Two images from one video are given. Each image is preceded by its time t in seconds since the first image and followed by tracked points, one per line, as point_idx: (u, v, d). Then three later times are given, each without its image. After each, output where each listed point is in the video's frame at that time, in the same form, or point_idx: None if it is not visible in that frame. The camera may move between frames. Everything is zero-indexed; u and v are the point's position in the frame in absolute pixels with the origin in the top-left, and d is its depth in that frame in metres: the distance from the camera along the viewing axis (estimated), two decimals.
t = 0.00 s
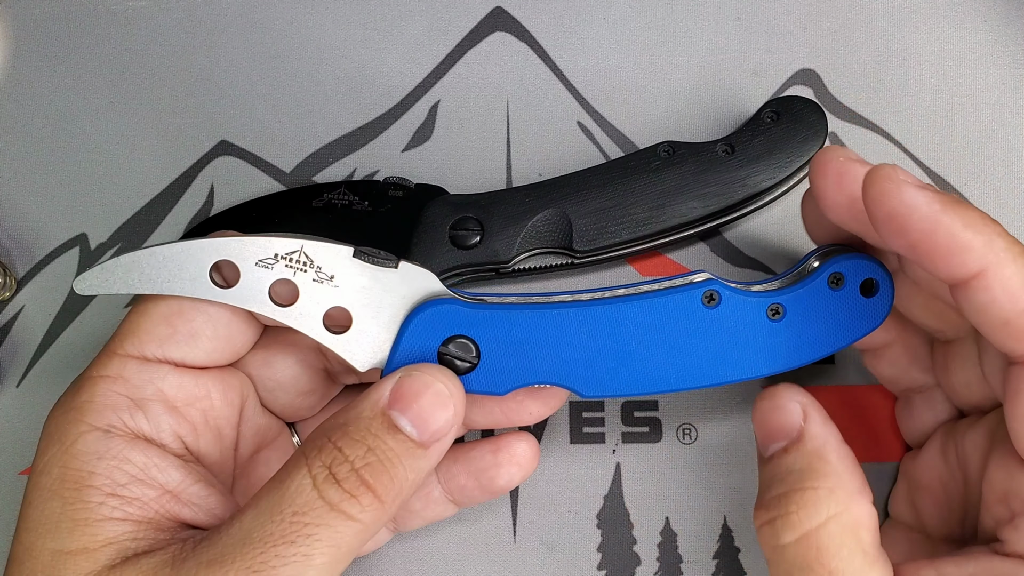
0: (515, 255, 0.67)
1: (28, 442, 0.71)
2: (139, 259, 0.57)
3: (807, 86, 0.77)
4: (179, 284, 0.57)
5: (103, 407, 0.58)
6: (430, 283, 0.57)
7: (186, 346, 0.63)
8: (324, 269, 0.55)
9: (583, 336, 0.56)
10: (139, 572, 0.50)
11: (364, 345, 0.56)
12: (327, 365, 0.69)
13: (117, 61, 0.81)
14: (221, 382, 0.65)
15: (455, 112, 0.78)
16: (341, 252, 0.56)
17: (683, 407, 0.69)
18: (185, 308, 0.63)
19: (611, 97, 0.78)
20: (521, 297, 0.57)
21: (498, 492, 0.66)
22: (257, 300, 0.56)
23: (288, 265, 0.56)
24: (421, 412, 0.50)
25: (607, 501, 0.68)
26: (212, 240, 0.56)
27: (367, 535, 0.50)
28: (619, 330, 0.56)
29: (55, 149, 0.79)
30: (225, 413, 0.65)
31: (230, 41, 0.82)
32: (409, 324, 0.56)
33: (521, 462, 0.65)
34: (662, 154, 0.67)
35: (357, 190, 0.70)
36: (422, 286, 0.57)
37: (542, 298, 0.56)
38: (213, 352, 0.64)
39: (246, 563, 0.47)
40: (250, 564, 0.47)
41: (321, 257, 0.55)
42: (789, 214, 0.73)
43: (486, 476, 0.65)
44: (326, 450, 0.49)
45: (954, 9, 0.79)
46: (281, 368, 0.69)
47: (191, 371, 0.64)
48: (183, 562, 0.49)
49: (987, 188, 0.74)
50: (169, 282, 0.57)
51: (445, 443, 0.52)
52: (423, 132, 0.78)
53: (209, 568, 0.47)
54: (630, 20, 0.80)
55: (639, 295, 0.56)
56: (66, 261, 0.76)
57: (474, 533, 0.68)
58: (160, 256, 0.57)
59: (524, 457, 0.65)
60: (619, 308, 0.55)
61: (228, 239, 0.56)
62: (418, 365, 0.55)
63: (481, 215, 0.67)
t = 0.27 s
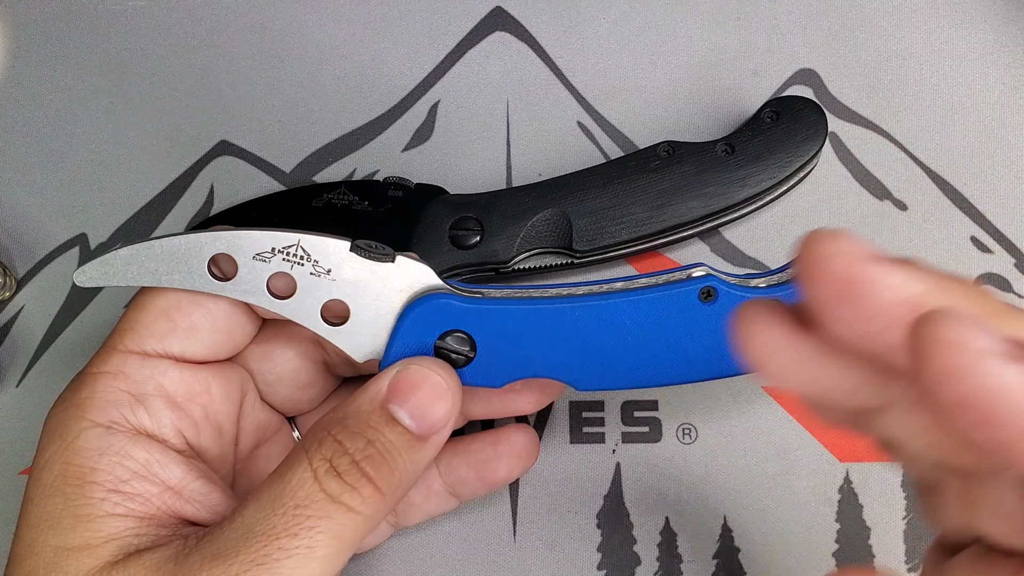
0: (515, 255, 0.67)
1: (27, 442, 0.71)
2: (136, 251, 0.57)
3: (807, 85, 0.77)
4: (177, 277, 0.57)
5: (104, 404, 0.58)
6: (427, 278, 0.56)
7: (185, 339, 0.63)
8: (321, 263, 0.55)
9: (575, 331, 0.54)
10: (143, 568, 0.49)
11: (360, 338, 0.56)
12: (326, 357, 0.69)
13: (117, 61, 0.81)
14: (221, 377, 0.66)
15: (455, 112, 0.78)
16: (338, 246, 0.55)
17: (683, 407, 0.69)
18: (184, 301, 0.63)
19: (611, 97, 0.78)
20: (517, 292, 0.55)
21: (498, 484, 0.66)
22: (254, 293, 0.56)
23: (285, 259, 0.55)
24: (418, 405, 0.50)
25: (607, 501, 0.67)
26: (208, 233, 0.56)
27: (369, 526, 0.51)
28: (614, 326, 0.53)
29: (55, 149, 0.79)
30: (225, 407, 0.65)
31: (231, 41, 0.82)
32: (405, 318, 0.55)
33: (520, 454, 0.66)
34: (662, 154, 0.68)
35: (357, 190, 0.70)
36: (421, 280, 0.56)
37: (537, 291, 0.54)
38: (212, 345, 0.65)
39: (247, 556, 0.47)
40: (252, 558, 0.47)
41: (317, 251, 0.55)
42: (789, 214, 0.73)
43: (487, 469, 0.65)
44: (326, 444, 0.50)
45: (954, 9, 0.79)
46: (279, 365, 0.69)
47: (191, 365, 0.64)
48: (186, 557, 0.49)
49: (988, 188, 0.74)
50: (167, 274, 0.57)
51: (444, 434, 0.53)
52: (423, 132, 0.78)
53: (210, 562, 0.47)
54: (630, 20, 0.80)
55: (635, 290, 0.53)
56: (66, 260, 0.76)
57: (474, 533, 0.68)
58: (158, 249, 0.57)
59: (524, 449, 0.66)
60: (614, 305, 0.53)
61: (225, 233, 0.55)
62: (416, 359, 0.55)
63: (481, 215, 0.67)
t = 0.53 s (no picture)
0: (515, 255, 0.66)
1: (23, 443, 0.71)
2: (128, 252, 0.58)
3: (809, 85, 0.77)
4: (169, 276, 0.58)
5: (95, 407, 0.58)
6: (416, 277, 0.57)
7: (176, 342, 0.63)
8: (312, 262, 0.56)
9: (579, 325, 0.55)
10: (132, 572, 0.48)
11: (351, 337, 0.57)
12: (319, 359, 0.69)
13: (114, 60, 0.81)
14: (212, 380, 0.65)
15: (455, 111, 0.78)
16: (328, 246, 0.56)
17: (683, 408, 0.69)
18: (175, 303, 0.62)
19: (612, 96, 0.77)
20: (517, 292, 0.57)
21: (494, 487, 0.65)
22: (246, 292, 0.57)
23: (276, 258, 0.57)
24: (407, 401, 0.52)
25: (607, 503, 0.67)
26: (200, 232, 0.57)
27: (359, 530, 0.49)
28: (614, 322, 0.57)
29: (53, 148, 0.79)
30: (216, 411, 0.65)
31: (228, 39, 0.81)
32: (396, 317, 0.57)
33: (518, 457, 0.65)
34: (663, 153, 0.67)
35: (355, 190, 0.70)
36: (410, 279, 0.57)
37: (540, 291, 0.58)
38: (203, 347, 0.64)
39: (237, 558, 0.46)
40: (242, 561, 0.46)
41: (308, 251, 0.56)
42: (790, 214, 0.73)
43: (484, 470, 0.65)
44: (315, 443, 0.50)
45: (958, 6, 0.78)
46: (272, 365, 0.69)
47: (182, 367, 0.64)
48: (175, 561, 0.48)
49: (991, 187, 0.74)
50: (159, 274, 0.58)
51: (434, 437, 0.54)
52: (422, 131, 0.77)
53: (200, 566, 0.46)
54: (631, 18, 0.80)
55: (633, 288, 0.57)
56: (63, 260, 0.75)
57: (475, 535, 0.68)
58: (150, 249, 0.58)
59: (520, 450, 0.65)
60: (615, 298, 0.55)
61: (217, 232, 0.57)
62: (405, 358, 0.56)
63: (481, 215, 0.66)
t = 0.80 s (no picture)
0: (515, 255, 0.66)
1: (21, 442, 0.70)
2: (123, 248, 0.57)
3: (810, 84, 0.76)
4: (164, 273, 0.58)
5: (91, 403, 0.57)
6: (410, 271, 0.56)
7: (171, 337, 0.63)
8: (305, 257, 0.56)
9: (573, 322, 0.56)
10: (129, 567, 0.47)
11: (347, 333, 0.57)
12: (314, 354, 0.69)
13: (113, 59, 0.80)
14: (208, 376, 0.65)
15: (454, 110, 0.77)
16: (322, 241, 0.56)
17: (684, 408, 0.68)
18: (170, 300, 0.62)
19: (612, 95, 0.77)
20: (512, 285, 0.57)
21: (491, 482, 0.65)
22: (240, 288, 0.57)
23: (270, 254, 0.56)
24: (403, 394, 0.53)
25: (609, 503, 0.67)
26: (193, 228, 0.56)
27: (357, 523, 0.49)
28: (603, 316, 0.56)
29: (51, 148, 0.78)
30: (212, 406, 0.65)
31: (227, 39, 0.81)
32: (389, 312, 0.56)
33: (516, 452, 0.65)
34: (663, 153, 0.67)
35: (355, 190, 0.70)
36: (404, 274, 0.56)
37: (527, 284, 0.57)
38: (198, 344, 0.64)
39: (236, 552, 0.45)
40: (240, 554, 0.45)
41: (302, 246, 0.56)
42: (791, 213, 0.72)
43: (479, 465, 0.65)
44: (313, 436, 0.50)
45: (959, 5, 0.78)
46: (267, 362, 0.68)
47: (177, 363, 0.64)
48: (173, 556, 0.47)
49: (993, 187, 0.74)
50: (154, 270, 0.58)
51: (428, 429, 0.55)
52: (422, 130, 0.77)
53: (198, 560, 0.46)
54: (632, 17, 0.79)
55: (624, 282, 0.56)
56: (61, 260, 0.75)
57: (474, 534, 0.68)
58: (145, 246, 0.57)
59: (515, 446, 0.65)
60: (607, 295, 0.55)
61: (210, 228, 0.56)
62: (399, 353, 0.56)
63: (481, 215, 0.66)
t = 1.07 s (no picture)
0: (515, 255, 0.66)
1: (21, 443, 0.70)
2: (124, 250, 0.58)
3: (810, 84, 0.76)
4: (164, 274, 0.57)
5: (90, 405, 0.57)
6: (410, 272, 0.56)
7: (171, 339, 0.63)
8: (305, 260, 0.56)
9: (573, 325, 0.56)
10: (129, 570, 0.48)
11: (347, 335, 0.56)
12: (313, 357, 0.69)
13: (113, 59, 0.80)
14: (206, 378, 0.65)
15: (454, 111, 0.77)
16: (321, 243, 0.56)
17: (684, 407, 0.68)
18: (170, 302, 0.62)
19: (612, 95, 0.77)
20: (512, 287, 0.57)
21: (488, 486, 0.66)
22: (240, 291, 0.57)
23: (270, 257, 0.56)
24: (404, 397, 0.52)
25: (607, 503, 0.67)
26: (193, 230, 0.57)
27: (356, 526, 0.49)
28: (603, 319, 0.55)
29: (51, 148, 0.78)
30: (210, 408, 0.64)
31: (227, 39, 0.81)
32: (390, 315, 0.56)
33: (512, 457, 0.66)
34: (663, 153, 0.67)
35: (355, 190, 0.70)
36: (403, 275, 0.56)
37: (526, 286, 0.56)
38: (197, 346, 0.64)
39: (235, 556, 0.45)
40: (240, 558, 0.45)
41: (302, 248, 0.56)
42: (791, 214, 0.72)
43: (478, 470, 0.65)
44: (312, 439, 0.49)
45: (959, 6, 0.78)
46: (267, 363, 0.68)
47: (176, 365, 0.64)
48: (173, 559, 0.47)
49: (993, 187, 0.74)
50: (154, 272, 0.57)
51: (428, 432, 0.54)
52: (422, 131, 0.77)
53: (198, 564, 0.46)
54: (632, 17, 0.79)
55: (623, 284, 0.55)
56: (61, 260, 0.75)
57: (474, 535, 0.68)
58: (145, 247, 0.57)
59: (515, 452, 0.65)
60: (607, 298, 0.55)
61: (211, 231, 0.57)
62: (400, 355, 0.55)
63: (480, 215, 0.66)
